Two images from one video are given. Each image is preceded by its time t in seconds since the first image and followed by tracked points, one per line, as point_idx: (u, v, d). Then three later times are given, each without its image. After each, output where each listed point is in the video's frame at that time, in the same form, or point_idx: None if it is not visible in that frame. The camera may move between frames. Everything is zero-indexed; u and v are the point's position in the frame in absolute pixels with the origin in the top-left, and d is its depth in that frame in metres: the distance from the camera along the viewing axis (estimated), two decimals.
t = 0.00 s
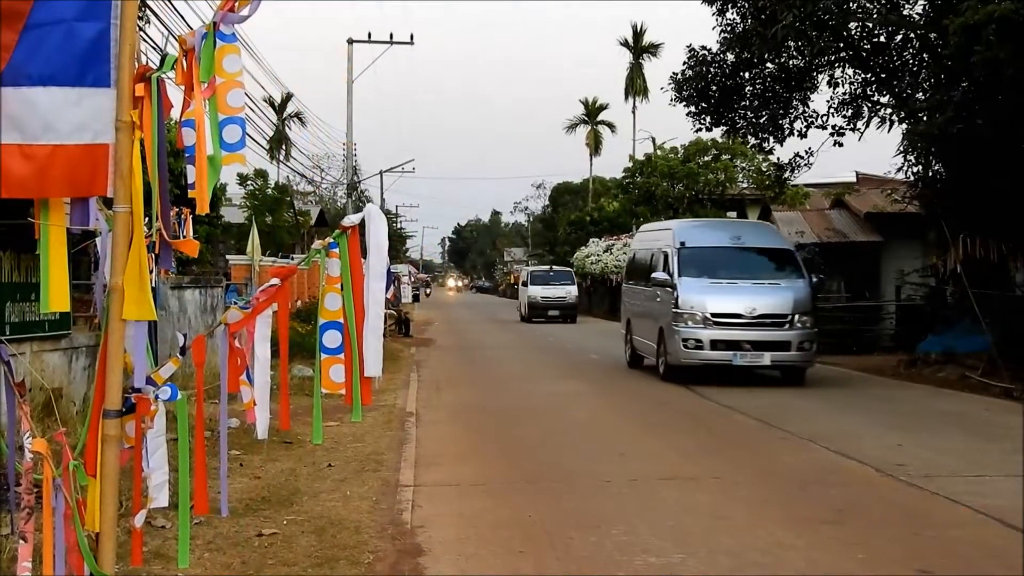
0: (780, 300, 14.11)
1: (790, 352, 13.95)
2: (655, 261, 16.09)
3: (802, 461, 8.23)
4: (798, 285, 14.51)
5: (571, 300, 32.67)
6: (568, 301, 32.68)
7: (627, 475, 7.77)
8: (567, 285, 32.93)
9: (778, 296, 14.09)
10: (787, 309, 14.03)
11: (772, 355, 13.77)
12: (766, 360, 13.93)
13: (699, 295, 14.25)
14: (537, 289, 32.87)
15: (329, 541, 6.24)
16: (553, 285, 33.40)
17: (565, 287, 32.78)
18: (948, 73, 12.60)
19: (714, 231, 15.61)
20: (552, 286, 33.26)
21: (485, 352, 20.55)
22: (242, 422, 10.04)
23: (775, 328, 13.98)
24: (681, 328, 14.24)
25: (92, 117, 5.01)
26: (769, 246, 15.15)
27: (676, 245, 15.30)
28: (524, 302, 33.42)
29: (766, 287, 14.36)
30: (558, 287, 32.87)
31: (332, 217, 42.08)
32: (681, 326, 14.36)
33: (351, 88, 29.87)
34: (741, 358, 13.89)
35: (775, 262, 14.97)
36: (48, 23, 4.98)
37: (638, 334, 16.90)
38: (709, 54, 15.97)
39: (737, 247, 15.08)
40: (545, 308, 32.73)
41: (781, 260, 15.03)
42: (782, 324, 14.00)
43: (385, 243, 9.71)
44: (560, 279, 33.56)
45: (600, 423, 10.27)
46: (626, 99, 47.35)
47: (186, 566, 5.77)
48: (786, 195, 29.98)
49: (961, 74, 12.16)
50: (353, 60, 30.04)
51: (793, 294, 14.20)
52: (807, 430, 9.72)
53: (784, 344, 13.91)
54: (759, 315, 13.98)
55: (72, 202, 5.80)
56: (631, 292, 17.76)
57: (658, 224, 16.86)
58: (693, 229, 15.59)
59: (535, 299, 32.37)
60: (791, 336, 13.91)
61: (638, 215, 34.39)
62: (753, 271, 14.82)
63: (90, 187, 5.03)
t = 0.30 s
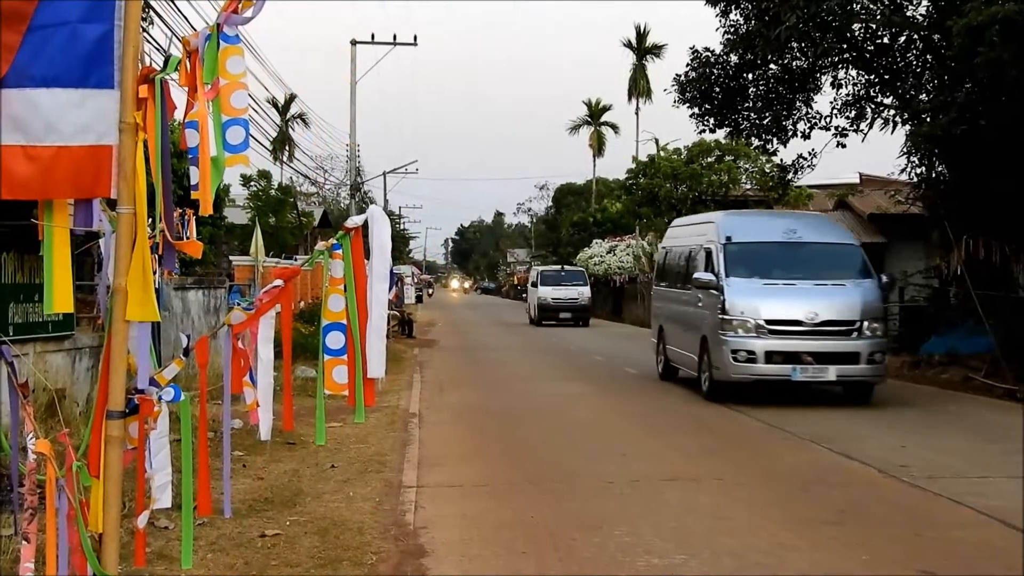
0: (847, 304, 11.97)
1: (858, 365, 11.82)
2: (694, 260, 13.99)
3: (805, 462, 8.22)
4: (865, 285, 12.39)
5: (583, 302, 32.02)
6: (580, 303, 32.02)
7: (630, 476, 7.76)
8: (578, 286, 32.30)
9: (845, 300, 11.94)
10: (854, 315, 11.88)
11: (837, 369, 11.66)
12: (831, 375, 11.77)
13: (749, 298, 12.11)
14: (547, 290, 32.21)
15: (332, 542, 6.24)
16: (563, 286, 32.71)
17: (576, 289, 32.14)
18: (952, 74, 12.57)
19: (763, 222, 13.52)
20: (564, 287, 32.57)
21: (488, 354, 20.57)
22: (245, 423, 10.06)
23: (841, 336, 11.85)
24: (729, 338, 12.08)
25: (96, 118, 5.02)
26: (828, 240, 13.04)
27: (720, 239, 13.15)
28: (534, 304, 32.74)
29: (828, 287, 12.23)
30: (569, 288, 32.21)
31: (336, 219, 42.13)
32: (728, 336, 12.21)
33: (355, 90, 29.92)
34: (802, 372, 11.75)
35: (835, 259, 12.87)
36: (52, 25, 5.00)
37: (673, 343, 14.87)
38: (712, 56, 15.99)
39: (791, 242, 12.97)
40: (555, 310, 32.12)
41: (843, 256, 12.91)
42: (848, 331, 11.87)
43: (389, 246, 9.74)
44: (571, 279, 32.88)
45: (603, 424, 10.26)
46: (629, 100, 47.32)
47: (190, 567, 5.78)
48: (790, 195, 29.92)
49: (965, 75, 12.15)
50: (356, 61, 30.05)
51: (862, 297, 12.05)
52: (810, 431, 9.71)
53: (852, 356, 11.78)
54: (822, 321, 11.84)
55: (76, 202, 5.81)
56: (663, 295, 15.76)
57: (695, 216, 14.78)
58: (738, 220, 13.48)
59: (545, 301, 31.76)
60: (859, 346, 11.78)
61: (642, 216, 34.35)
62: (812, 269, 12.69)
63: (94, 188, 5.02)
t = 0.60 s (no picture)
0: (926, 310, 10.18)
1: (941, 383, 10.02)
2: (738, 259, 12.11)
3: (807, 463, 8.22)
4: (944, 287, 10.59)
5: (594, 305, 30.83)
6: (591, 305, 30.90)
7: (632, 477, 7.76)
8: (589, 288, 31.16)
9: (923, 305, 10.18)
10: (934, 323, 10.09)
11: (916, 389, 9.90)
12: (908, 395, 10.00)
13: (809, 305, 10.30)
14: (557, 292, 31.10)
15: (335, 543, 6.25)
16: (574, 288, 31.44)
17: (588, 290, 31.03)
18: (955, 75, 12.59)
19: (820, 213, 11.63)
20: (574, 289, 31.36)
21: (490, 355, 20.59)
22: (248, 424, 10.07)
23: (919, 349, 10.05)
24: (785, 352, 10.28)
25: (99, 119, 5.04)
26: (897, 234, 11.22)
27: (771, 235, 11.29)
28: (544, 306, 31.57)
29: (900, 291, 10.43)
30: (581, 289, 31.02)
31: (338, 220, 42.17)
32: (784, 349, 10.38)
33: (358, 91, 29.94)
34: (874, 393, 9.97)
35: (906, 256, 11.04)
36: (55, 26, 4.99)
37: (710, 352, 13.03)
38: (714, 56, 16.00)
39: (854, 238, 11.14)
40: (566, 312, 31.00)
41: (915, 253, 11.07)
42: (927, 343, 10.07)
43: (391, 249, 9.62)
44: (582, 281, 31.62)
45: (605, 425, 10.26)
46: (631, 101, 47.32)
47: (193, 568, 5.78)
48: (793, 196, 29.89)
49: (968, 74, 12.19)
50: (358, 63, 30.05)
51: (941, 301, 10.29)
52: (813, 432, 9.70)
53: (934, 372, 9.98)
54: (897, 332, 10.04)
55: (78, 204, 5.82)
56: (698, 298, 13.84)
57: (735, 207, 12.89)
58: (790, 211, 11.62)
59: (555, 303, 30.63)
60: (942, 361, 9.98)
61: (643, 217, 34.30)
62: (881, 269, 10.88)
63: (97, 189, 5.03)
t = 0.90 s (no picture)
0: None
1: None
2: (806, 256, 10.05)
3: (810, 465, 8.21)
4: None
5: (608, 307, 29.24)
6: (604, 308, 29.23)
7: (635, 478, 7.75)
8: (602, 289, 29.48)
9: None
10: None
11: None
12: None
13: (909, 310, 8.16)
14: (567, 294, 29.42)
15: (337, 545, 6.24)
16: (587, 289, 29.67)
17: (600, 291, 29.34)
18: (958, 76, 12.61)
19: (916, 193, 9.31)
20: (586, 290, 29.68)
21: (492, 356, 20.58)
22: (250, 425, 10.07)
23: None
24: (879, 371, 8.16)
25: (101, 120, 5.04)
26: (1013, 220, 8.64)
27: (854, 224, 9.12)
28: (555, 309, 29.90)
29: None
30: (593, 290, 29.31)
31: (340, 222, 42.23)
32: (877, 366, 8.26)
33: (360, 92, 29.91)
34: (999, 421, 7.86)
35: None
36: (57, 27, 4.98)
37: (768, 368, 11.04)
38: (716, 57, 15.99)
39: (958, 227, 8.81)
40: (577, 315, 29.37)
41: None
42: None
43: (394, 251, 9.62)
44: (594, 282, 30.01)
45: (607, 426, 10.25)
46: (633, 102, 47.34)
47: (195, 569, 5.77)
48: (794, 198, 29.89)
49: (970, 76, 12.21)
50: (361, 65, 30.08)
51: None
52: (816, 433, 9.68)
53: None
54: None
55: (80, 204, 5.81)
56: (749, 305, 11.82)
57: (798, 192, 10.78)
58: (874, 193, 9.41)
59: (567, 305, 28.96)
60: None
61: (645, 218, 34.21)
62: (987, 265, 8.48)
63: (99, 190, 5.04)
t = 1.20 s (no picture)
0: None
1: None
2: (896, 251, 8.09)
3: (810, 465, 8.21)
4: None
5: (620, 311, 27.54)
6: (616, 311, 27.56)
7: (635, 479, 7.75)
8: (614, 290, 27.84)
9: None
10: None
11: None
12: None
13: None
14: (577, 295, 27.78)
15: (337, 545, 6.24)
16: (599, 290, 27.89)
17: (612, 293, 27.70)
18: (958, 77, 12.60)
19: None
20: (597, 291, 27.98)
21: (492, 356, 20.57)
22: (250, 426, 10.08)
23: None
24: None
25: (102, 121, 5.04)
26: None
27: (969, 210, 7.05)
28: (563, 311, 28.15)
29: None
30: (605, 292, 27.62)
31: (341, 222, 42.23)
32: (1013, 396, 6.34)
33: (360, 93, 29.89)
34: None
35: None
36: (58, 27, 4.99)
37: (835, 383, 9.18)
38: (718, 57, 15.98)
39: None
40: (588, 318, 27.67)
41: None
42: None
43: (395, 251, 9.62)
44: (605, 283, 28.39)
45: (607, 426, 10.25)
46: (634, 103, 47.34)
47: (195, 569, 5.78)
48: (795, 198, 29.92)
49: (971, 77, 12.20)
50: (362, 65, 30.05)
51: None
52: (817, 434, 9.69)
53: None
54: None
55: (82, 205, 5.81)
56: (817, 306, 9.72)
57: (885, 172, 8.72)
58: (991, 169, 7.34)
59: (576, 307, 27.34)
60: None
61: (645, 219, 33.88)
62: None
63: (101, 191, 5.04)
